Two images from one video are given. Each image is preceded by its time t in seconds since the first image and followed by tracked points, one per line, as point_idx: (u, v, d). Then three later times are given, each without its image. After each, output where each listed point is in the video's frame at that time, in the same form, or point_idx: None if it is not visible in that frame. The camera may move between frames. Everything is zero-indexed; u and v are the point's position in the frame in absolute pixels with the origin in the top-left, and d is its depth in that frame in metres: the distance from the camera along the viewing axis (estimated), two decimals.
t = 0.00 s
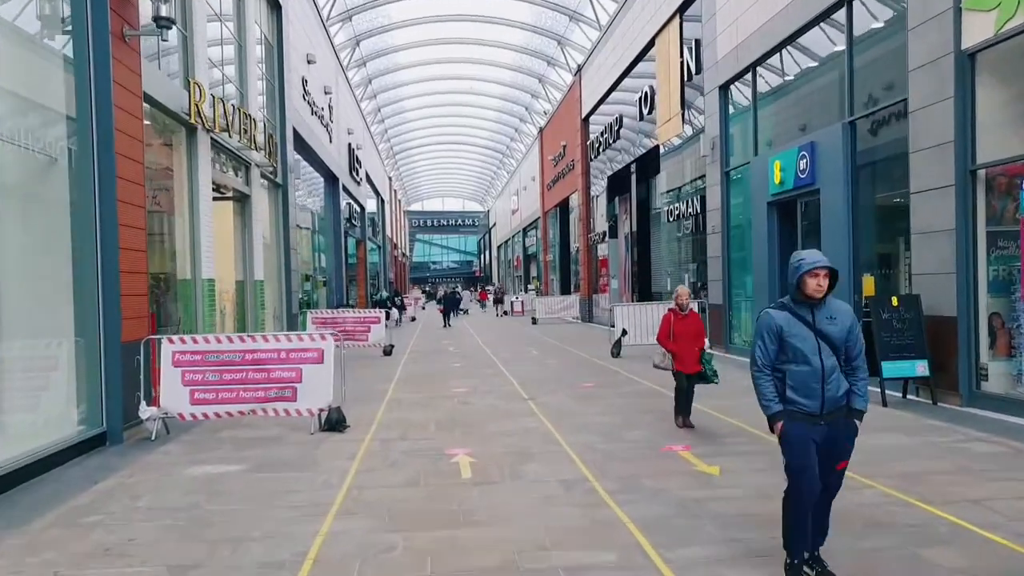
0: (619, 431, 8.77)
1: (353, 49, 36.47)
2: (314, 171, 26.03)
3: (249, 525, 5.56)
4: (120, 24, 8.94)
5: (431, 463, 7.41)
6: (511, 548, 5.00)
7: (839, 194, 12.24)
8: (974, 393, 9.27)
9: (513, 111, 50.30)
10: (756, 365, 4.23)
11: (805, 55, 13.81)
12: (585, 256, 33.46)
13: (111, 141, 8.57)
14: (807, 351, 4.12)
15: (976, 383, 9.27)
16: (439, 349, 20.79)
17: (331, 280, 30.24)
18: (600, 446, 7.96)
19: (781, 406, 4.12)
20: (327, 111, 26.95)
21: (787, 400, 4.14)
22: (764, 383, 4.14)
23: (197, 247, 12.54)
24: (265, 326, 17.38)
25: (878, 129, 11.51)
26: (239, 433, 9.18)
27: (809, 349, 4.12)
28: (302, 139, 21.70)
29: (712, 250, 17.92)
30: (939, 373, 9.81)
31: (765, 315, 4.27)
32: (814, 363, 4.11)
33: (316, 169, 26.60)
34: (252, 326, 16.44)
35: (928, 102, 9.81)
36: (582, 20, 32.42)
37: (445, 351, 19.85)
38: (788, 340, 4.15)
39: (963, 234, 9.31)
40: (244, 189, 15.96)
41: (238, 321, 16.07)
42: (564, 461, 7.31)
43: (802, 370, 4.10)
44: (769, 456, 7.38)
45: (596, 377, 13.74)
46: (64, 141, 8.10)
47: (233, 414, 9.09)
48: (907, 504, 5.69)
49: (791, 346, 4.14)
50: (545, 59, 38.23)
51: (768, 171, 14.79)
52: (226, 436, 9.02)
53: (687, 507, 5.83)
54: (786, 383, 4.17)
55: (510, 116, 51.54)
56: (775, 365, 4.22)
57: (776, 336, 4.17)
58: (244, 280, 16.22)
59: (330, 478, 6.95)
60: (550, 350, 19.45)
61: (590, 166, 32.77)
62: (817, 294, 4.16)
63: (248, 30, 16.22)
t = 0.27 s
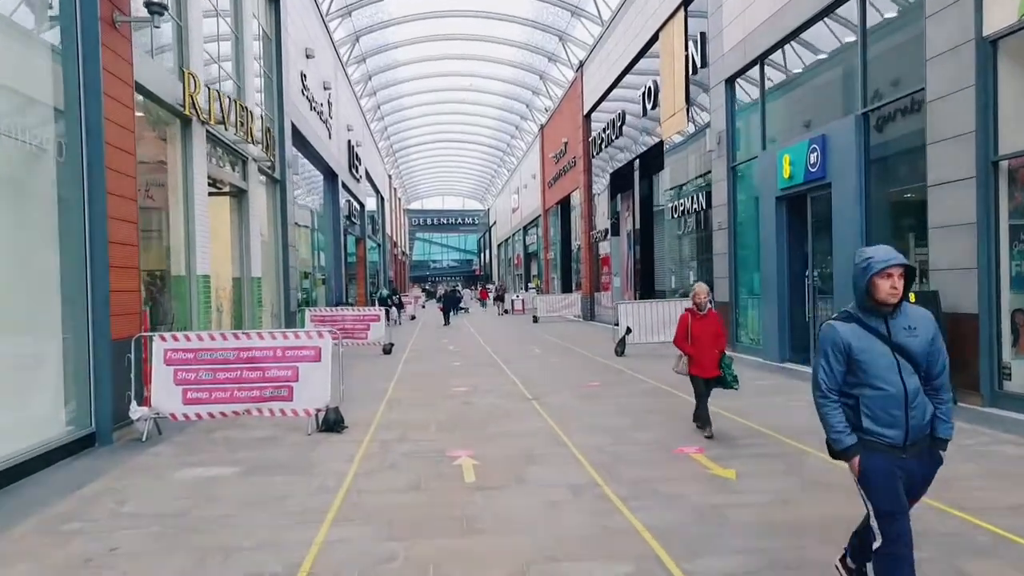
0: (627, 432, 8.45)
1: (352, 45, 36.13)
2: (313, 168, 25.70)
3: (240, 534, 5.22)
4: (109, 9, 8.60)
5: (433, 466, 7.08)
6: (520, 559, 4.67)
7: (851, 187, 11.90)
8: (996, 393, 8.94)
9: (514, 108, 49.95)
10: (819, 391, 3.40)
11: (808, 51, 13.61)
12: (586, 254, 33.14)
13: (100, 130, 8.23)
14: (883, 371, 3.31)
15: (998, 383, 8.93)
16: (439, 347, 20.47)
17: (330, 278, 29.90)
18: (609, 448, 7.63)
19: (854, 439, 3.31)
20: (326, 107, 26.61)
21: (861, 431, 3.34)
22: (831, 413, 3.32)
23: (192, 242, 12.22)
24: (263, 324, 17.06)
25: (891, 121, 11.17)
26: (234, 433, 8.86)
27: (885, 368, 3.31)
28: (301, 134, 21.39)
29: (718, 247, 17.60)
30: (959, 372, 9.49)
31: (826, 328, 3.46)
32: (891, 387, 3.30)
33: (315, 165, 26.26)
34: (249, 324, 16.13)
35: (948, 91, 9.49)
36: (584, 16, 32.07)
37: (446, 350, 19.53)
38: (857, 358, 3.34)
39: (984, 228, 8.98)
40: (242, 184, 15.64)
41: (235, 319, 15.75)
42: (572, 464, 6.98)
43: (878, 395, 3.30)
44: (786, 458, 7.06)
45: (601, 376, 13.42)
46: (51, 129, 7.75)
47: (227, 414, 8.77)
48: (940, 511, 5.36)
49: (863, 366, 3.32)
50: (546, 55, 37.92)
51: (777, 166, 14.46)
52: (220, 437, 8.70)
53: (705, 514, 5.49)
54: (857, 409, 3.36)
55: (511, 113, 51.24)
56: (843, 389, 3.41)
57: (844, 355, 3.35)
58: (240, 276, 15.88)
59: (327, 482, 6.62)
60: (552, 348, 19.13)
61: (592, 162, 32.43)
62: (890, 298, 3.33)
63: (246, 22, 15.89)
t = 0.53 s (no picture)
0: (636, 442, 8.12)
1: (351, 44, 35.83)
2: (310, 168, 25.35)
3: (228, 556, 4.89)
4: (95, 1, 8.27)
5: (434, 479, 6.75)
6: None
7: (863, 187, 11.55)
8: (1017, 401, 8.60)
9: (513, 108, 49.65)
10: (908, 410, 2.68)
11: (811, 51, 13.50)
12: (587, 255, 32.81)
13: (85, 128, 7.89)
14: (993, 389, 2.57)
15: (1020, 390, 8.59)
16: (439, 351, 20.13)
17: (328, 279, 29.57)
18: (617, 460, 7.30)
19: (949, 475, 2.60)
20: (324, 106, 26.28)
21: (958, 465, 2.63)
22: (922, 440, 2.61)
23: (184, 244, 11.88)
24: (259, 327, 16.72)
25: (904, 118, 10.83)
26: (226, 442, 8.52)
27: (996, 385, 2.57)
28: (298, 133, 21.04)
29: (723, 248, 17.27)
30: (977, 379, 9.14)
31: (917, 332, 2.72)
32: (1004, 409, 2.56)
33: (313, 166, 25.95)
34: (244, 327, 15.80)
35: (966, 88, 9.16)
36: (584, 14, 31.76)
37: (446, 353, 19.21)
38: (961, 371, 2.61)
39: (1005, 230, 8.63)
40: (237, 183, 15.32)
41: (229, 322, 15.40)
42: (580, 477, 6.65)
43: (984, 419, 2.58)
44: (803, 470, 6.74)
45: (605, 381, 13.09)
46: (33, 126, 7.40)
47: (219, 423, 8.43)
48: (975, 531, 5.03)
49: (968, 381, 2.59)
50: (546, 54, 37.62)
51: (784, 165, 14.13)
52: (211, 446, 8.37)
53: (723, 534, 5.17)
54: (956, 436, 2.64)
55: (510, 113, 50.93)
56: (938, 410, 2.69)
57: (942, 366, 2.62)
58: (236, 278, 15.55)
59: (322, 497, 6.29)
60: (554, 351, 18.79)
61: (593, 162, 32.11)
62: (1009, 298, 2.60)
63: (241, 19, 15.57)
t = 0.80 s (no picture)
0: (641, 445, 7.81)
1: (349, 41, 35.52)
2: (307, 165, 25.04)
3: (209, 570, 4.59)
4: None
5: (430, 485, 6.46)
6: None
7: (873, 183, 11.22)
8: None
9: (513, 107, 49.35)
10: None
11: (813, 48, 13.42)
12: (587, 254, 32.48)
13: (67, 120, 7.58)
14: None
15: None
16: (437, 350, 19.81)
17: (325, 278, 29.26)
18: (621, 464, 7.00)
19: None
20: (321, 103, 25.97)
21: None
22: None
23: (175, 241, 11.56)
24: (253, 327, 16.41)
25: (916, 112, 10.51)
26: (214, 446, 8.20)
27: None
28: (294, 130, 20.73)
29: (726, 246, 16.97)
30: (993, 381, 8.79)
31: None
32: None
33: (310, 163, 25.63)
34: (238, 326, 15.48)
35: (981, 79, 8.86)
36: (585, 11, 31.46)
37: (445, 353, 18.91)
38: None
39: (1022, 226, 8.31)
40: (231, 180, 15.01)
41: (223, 321, 15.08)
42: (583, 484, 6.35)
43: None
44: (818, 476, 6.43)
45: (607, 382, 12.79)
46: (11, 117, 7.08)
47: (208, 426, 8.12)
48: (1004, 544, 4.73)
49: None
50: (546, 52, 37.33)
51: (790, 161, 13.81)
52: (199, 450, 8.04)
53: (737, 546, 4.86)
54: None
55: (510, 112, 50.64)
56: None
57: None
58: (229, 277, 15.25)
59: (313, 505, 5.99)
60: (554, 351, 18.48)
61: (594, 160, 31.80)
62: None
63: (236, 12, 15.26)
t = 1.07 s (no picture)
0: (646, 453, 7.47)
1: (347, 39, 35.17)
2: (304, 164, 24.71)
3: None
4: None
5: (424, 497, 6.11)
6: None
7: (885, 179, 10.86)
8: None
9: (513, 105, 49.00)
10: None
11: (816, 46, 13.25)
12: (587, 254, 32.13)
13: (45, 113, 7.23)
14: None
15: None
16: (435, 352, 19.47)
17: (323, 278, 28.92)
18: (626, 475, 6.66)
19: None
20: (318, 101, 25.61)
21: None
22: None
23: (163, 239, 11.20)
24: (248, 328, 16.07)
25: (929, 106, 10.17)
26: (201, 454, 7.86)
27: None
28: (291, 127, 20.38)
29: (731, 245, 16.62)
30: (1012, 385, 8.45)
31: None
32: None
33: (307, 161, 25.29)
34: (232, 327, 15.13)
35: (999, 71, 8.51)
36: (585, 8, 31.10)
37: (443, 354, 18.57)
38: None
39: None
40: (224, 177, 14.66)
41: (215, 322, 14.73)
42: (586, 496, 6.01)
43: None
44: (833, 487, 6.09)
45: (609, 386, 12.45)
46: None
47: (194, 432, 7.78)
48: None
49: None
50: (546, 50, 36.99)
51: (797, 157, 13.47)
52: (185, 457, 7.70)
53: (753, 567, 4.52)
54: None
55: (510, 110, 50.32)
56: None
57: None
58: (221, 277, 14.91)
59: (300, 519, 5.64)
60: (555, 353, 18.13)
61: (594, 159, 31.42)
62: None
63: (229, 6, 14.91)
